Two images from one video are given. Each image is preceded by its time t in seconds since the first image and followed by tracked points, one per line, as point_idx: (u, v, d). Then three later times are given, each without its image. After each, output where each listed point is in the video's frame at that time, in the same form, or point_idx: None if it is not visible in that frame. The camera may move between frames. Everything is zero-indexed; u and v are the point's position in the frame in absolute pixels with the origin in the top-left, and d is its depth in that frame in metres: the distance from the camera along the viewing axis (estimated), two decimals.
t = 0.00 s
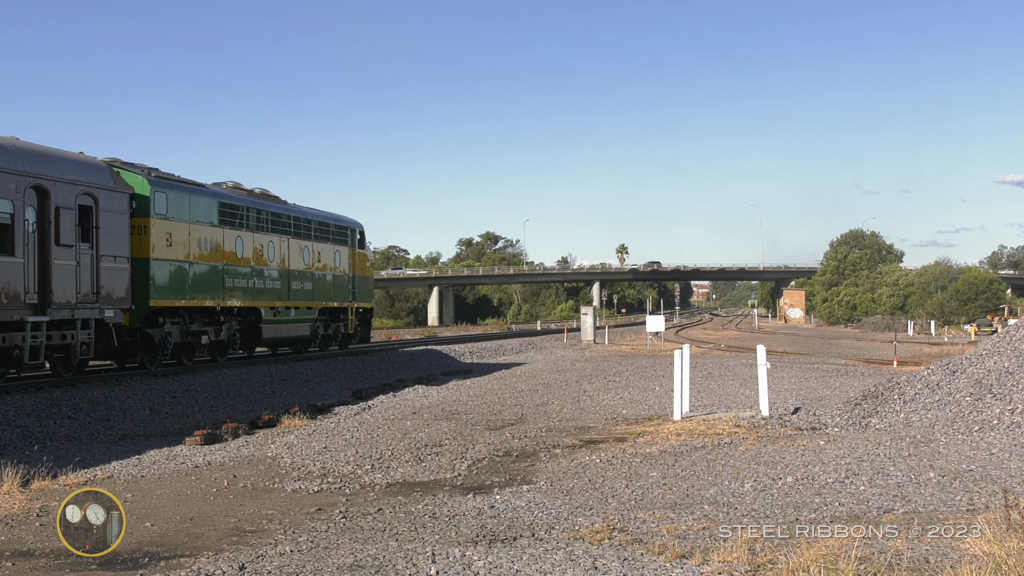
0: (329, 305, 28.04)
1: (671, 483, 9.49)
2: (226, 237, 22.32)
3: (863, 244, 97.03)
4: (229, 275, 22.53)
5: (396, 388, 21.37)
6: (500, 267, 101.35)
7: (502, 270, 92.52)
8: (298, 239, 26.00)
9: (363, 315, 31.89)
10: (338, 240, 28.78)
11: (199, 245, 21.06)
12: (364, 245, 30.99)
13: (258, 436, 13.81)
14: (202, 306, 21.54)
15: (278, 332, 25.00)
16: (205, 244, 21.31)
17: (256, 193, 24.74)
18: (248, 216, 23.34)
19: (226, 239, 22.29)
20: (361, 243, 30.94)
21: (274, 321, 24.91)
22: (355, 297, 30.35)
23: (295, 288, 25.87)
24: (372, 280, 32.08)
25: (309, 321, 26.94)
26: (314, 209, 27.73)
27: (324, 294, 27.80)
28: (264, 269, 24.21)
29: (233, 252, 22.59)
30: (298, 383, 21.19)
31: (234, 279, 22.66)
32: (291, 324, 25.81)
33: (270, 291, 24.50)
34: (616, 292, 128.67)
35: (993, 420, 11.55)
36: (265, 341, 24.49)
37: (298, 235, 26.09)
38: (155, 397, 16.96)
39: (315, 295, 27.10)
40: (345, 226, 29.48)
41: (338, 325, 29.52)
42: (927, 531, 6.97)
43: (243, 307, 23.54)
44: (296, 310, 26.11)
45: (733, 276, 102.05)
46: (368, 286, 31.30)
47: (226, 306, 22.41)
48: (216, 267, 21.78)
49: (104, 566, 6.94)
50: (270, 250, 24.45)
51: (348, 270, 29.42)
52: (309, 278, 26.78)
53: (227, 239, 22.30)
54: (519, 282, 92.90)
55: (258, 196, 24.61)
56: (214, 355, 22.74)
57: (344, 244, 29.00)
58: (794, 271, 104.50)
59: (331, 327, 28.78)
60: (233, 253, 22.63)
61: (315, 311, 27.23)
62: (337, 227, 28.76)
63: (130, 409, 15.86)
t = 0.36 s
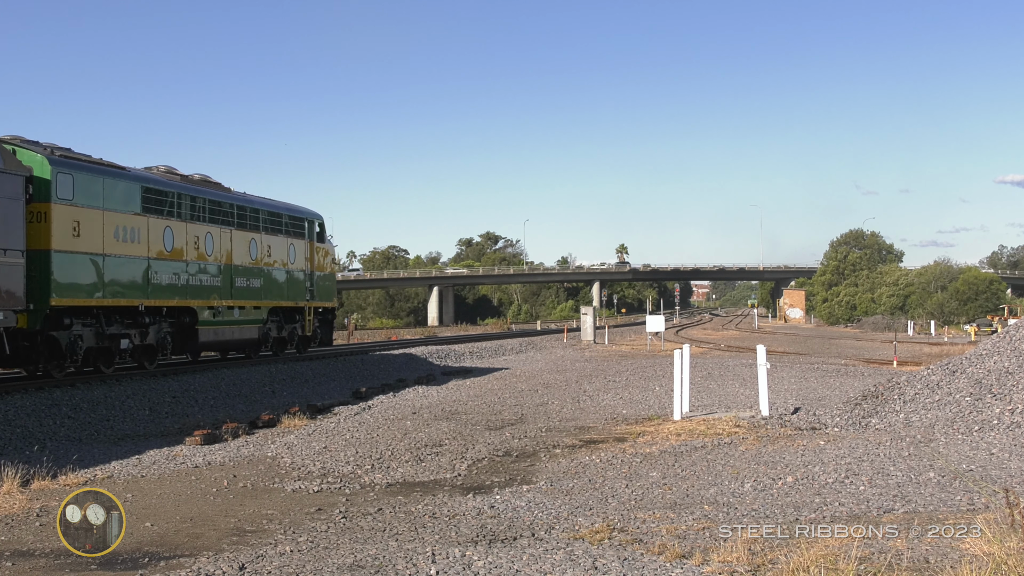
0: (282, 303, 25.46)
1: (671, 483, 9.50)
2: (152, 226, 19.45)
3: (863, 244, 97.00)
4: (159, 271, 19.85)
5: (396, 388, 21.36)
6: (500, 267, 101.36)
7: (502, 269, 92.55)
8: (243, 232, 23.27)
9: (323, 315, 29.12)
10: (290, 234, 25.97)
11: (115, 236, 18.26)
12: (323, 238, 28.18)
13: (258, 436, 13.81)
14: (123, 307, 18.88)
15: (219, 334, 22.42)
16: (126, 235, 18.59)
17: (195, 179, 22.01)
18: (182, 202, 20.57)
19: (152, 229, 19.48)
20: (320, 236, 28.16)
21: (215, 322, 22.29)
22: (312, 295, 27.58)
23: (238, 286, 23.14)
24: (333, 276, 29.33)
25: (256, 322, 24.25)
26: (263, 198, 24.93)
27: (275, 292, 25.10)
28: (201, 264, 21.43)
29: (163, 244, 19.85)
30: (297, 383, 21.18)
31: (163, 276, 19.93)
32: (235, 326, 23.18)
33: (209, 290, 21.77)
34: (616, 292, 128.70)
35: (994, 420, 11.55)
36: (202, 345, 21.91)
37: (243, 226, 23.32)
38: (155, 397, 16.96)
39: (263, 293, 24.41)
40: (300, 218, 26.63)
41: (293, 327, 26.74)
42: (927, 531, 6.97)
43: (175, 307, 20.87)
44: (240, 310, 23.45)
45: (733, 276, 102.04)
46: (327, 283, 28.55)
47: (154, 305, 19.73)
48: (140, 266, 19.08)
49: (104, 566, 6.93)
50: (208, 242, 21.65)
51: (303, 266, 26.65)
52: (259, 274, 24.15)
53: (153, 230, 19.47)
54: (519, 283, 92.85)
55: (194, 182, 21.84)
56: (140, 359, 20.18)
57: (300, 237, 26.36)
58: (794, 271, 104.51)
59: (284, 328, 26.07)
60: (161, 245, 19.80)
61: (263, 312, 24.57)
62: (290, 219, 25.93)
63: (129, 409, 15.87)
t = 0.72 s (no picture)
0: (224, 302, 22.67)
1: (671, 483, 9.50)
2: (54, 213, 16.68)
3: (863, 244, 96.98)
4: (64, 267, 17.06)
5: (396, 388, 21.36)
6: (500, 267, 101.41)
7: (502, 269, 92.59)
8: (173, 220, 20.37)
9: (275, 315, 26.19)
10: (232, 225, 23.05)
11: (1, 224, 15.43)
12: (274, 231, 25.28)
13: (258, 436, 13.81)
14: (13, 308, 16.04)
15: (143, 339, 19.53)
16: (18, 224, 15.78)
17: (117, 162, 19.25)
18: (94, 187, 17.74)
19: (53, 216, 16.68)
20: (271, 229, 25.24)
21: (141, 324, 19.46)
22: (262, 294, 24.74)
23: (167, 283, 20.27)
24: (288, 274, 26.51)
25: (191, 323, 21.41)
26: (200, 185, 22.08)
27: (215, 289, 22.23)
28: (123, 258, 18.67)
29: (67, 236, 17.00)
30: (297, 383, 21.17)
31: (68, 273, 17.11)
32: (163, 328, 20.28)
33: (131, 288, 18.97)
34: (616, 292, 128.77)
35: (994, 420, 11.55)
36: (122, 352, 18.94)
37: (174, 215, 20.44)
38: (155, 397, 16.97)
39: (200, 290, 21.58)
40: (246, 207, 23.76)
41: (238, 329, 23.82)
42: (927, 531, 6.97)
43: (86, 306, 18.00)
44: (171, 310, 20.57)
45: (733, 276, 102.08)
46: (280, 278, 25.78)
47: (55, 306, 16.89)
48: (34, 259, 16.23)
49: (104, 566, 6.93)
50: (127, 232, 18.75)
51: (249, 260, 23.81)
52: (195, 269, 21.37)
53: (56, 218, 16.70)
54: (519, 283, 92.86)
55: (114, 164, 19.01)
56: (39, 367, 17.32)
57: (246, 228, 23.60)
58: (794, 271, 104.54)
59: (227, 330, 23.20)
60: (65, 235, 16.98)
61: (200, 311, 21.69)
62: (232, 208, 23.05)
63: (129, 409, 15.87)
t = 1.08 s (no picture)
0: (151, 304, 19.47)
1: (671, 483, 9.49)
2: None
3: (863, 245, 96.98)
4: None
5: (396, 388, 21.34)
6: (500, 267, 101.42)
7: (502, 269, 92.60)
8: (84, 209, 17.19)
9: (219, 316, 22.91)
10: (160, 214, 19.68)
11: None
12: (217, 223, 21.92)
13: (258, 436, 13.80)
14: None
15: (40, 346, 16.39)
16: None
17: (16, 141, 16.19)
18: None
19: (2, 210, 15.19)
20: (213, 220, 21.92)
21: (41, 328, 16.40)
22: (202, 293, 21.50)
23: (73, 280, 17.11)
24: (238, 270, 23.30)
25: (106, 325, 18.27)
26: (121, 168, 18.80)
27: (139, 288, 19.00)
28: (16, 253, 15.53)
29: None
30: (297, 383, 21.15)
31: None
32: (68, 332, 17.11)
33: (26, 288, 15.83)
34: (617, 292, 128.83)
35: (994, 420, 11.54)
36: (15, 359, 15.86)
37: (85, 203, 17.24)
38: (155, 397, 16.97)
39: (118, 289, 18.38)
40: (181, 194, 20.39)
41: (169, 332, 20.62)
42: (927, 531, 6.97)
43: None
44: (79, 312, 17.38)
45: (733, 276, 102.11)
46: (226, 274, 22.52)
47: None
48: None
49: (104, 566, 6.94)
50: (22, 220, 15.63)
51: (182, 255, 20.43)
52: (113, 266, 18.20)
53: None
54: (519, 283, 92.83)
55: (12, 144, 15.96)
56: None
57: (181, 218, 20.34)
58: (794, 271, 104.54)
59: (155, 334, 20.07)
60: None
61: (119, 312, 18.53)
62: (162, 195, 19.68)
63: (129, 409, 15.87)
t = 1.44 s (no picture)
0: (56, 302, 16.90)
1: (671, 483, 9.49)
2: None
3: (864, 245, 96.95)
4: None
5: (396, 388, 21.33)
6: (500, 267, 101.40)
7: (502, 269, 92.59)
8: None
9: (141, 317, 20.44)
10: (66, 198, 17.08)
11: None
12: (138, 209, 19.30)
13: (257, 436, 13.80)
14: None
15: None
16: None
17: None
18: None
19: None
20: (135, 207, 19.33)
21: None
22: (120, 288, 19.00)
23: None
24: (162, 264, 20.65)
25: None
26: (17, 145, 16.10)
27: (37, 286, 16.38)
28: None
29: None
30: (297, 383, 21.14)
31: None
32: None
33: None
34: (617, 292, 128.88)
35: (994, 420, 11.54)
36: None
37: None
38: (155, 397, 16.97)
39: (10, 286, 15.72)
40: (87, 174, 17.73)
41: (80, 335, 18.11)
42: (927, 531, 6.97)
43: None
44: None
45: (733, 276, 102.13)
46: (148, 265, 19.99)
47: None
48: None
49: (105, 565, 6.94)
50: None
51: (90, 245, 17.81)
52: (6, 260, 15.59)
53: None
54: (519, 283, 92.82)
55: None
56: None
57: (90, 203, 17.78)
58: (794, 271, 104.50)
59: (62, 338, 17.54)
60: None
61: (11, 313, 15.85)
62: (67, 176, 17.06)
63: (129, 409, 15.87)
